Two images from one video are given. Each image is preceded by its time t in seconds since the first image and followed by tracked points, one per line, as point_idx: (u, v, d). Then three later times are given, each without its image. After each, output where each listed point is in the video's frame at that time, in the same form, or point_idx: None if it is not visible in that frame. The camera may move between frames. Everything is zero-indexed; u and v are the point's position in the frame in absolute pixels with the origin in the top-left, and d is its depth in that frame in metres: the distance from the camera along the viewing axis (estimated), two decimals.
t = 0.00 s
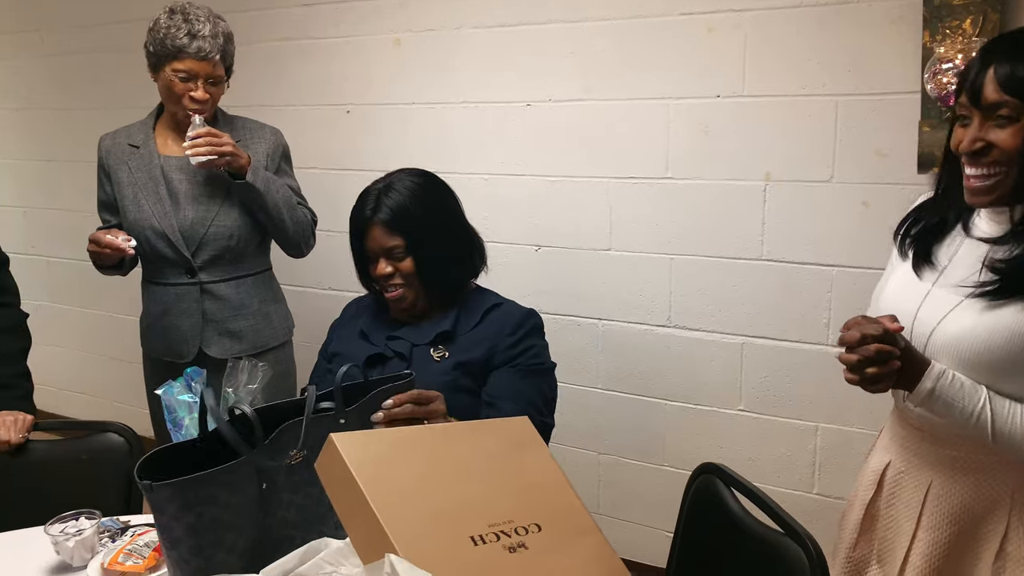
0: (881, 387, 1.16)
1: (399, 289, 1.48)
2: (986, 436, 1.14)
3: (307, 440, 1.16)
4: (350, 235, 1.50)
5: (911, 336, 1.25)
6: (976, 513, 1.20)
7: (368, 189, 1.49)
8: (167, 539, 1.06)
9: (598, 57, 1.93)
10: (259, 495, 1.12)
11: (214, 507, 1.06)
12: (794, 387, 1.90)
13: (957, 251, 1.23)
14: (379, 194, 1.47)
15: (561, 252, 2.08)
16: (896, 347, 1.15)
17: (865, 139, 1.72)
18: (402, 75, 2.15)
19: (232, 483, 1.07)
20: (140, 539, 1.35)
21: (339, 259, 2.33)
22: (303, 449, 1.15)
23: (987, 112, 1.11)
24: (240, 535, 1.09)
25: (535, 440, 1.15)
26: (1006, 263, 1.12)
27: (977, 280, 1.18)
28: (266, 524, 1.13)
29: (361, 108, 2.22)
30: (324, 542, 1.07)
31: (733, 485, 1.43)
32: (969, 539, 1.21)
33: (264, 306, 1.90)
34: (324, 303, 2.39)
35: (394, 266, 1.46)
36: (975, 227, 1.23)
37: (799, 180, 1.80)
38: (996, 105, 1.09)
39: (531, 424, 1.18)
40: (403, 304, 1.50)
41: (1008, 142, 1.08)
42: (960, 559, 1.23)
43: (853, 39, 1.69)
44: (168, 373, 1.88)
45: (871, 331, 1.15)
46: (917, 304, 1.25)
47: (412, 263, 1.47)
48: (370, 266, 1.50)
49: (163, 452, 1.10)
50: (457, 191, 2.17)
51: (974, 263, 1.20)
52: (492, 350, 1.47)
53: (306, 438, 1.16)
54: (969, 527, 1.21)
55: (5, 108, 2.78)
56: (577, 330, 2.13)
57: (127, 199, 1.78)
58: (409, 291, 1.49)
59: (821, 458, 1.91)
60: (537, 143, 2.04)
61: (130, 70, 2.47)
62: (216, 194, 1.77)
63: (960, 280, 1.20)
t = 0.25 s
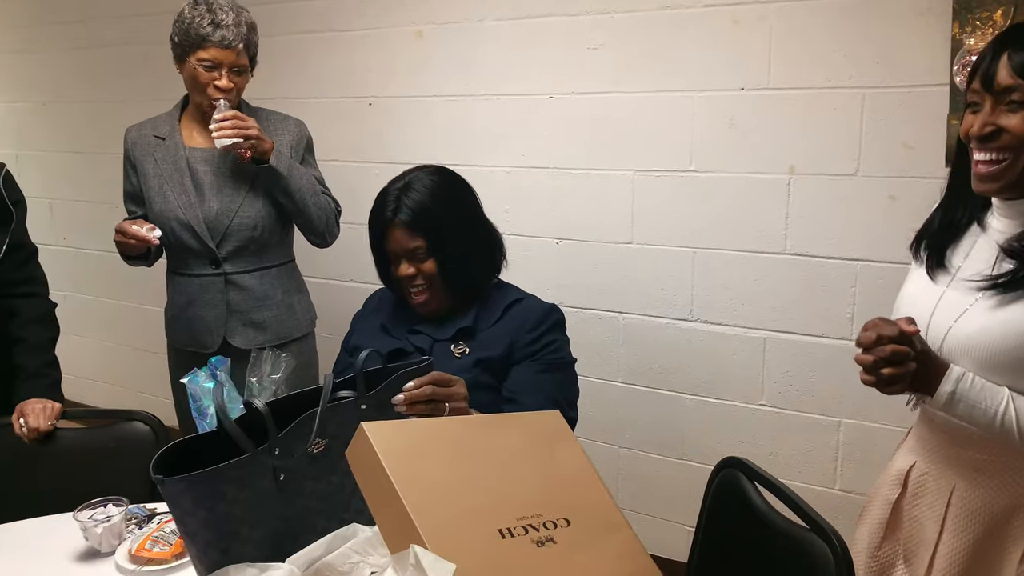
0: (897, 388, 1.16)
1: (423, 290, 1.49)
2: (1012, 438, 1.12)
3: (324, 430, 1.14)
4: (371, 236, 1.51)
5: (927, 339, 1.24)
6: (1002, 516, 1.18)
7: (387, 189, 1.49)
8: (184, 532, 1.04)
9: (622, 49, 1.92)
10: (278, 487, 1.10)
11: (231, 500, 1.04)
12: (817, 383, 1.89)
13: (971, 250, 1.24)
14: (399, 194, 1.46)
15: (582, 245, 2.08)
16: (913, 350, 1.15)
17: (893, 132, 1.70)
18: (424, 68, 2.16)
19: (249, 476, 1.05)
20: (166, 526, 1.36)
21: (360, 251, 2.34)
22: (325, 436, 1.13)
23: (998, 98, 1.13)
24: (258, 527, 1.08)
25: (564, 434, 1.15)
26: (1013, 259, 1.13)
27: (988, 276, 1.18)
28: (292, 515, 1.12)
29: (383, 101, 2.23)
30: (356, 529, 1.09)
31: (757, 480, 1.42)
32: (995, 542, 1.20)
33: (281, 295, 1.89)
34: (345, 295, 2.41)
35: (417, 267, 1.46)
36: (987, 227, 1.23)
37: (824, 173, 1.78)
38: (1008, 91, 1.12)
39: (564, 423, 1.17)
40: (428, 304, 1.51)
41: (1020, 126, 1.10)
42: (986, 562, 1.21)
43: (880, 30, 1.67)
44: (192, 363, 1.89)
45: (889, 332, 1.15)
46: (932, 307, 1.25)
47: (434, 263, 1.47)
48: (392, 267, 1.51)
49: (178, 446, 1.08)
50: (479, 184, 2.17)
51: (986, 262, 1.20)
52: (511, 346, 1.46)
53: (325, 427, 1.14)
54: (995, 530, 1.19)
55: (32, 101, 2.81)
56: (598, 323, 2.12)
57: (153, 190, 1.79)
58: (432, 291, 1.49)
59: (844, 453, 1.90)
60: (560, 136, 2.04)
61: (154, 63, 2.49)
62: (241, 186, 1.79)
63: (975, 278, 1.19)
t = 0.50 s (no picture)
0: (902, 388, 1.23)
1: (442, 294, 1.48)
2: (1016, 440, 1.16)
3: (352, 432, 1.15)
4: (392, 235, 1.50)
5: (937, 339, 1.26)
6: (1007, 518, 1.20)
7: (411, 191, 1.48)
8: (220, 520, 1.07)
9: (642, 51, 1.92)
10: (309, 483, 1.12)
11: (265, 490, 1.07)
12: (839, 386, 1.88)
13: (984, 249, 1.25)
14: (424, 197, 1.46)
15: (601, 247, 2.08)
16: (920, 352, 1.21)
17: (916, 135, 1.69)
18: (444, 70, 2.16)
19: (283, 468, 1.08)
20: (192, 525, 1.38)
21: (380, 252, 2.36)
22: (350, 439, 1.15)
23: (990, 113, 1.15)
24: (288, 521, 1.10)
25: (585, 437, 1.16)
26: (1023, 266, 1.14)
27: (997, 282, 1.19)
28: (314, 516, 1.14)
29: (404, 103, 2.24)
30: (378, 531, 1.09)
31: (778, 484, 1.42)
32: (1001, 544, 1.21)
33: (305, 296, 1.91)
34: (365, 295, 2.42)
35: (438, 270, 1.46)
36: (1003, 226, 1.25)
37: (846, 175, 1.77)
38: (998, 107, 1.13)
39: (580, 422, 1.18)
40: (445, 307, 1.51)
41: (1011, 142, 1.12)
42: (992, 563, 1.23)
43: (905, 32, 1.66)
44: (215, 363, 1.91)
45: (900, 332, 1.21)
46: (941, 307, 1.27)
47: (455, 269, 1.47)
48: (412, 270, 1.50)
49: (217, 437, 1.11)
50: (499, 186, 2.18)
51: (996, 265, 1.21)
52: (531, 359, 1.47)
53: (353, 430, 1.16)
54: (1001, 532, 1.21)
55: (58, 104, 2.85)
56: (617, 325, 2.12)
57: (178, 191, 1.82)
58: (451, 296, 1.49)
59: (865, 457, 1.89)
60: (578, 138, 2.04)
61: (178, 64, 2.52)
62: (263, 188, 1.80)
63: (982, 281, 1.22)
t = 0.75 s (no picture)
0: (916, 410, 1.21)
1: (466, 305, 1.49)
2: None
3: (382, 438, 1.17)
4: (419, 241, 1.51)
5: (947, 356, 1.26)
6: None
7: (441, 198, 1.48)
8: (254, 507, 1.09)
9: (662, 61, 1.92)
10: (339, 482, 1.14)
11: (299, 484, 1.09)
12: (860, 397, 1.87)
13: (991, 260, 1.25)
14: (453, 205, 1.46)
15: (621, 256, 2.08)
16: (932, 372, 1.20)
17: (940, 145, 1.68)
18: (465, 80, 2.18)
19: (318, 463, 1.10)
20: (215, 531, 1.39)
21: (401, 260, 2.37)
22: (375, 447, 1.17)
23: (981, 124, 1.17)
24: (316, 521, 1.12)
25: (606, 448, 1.16)
26: None
27: (1005, 296, 1.19)
28: (337, 521, 1.16)
29: (424, 113, 2.26)
30: (399, 541, 1.09)
31: (799, 496, 1.41)
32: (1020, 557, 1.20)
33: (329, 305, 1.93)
34: (385, 302, 2.44)
35: (463, 280, 1.47)
36: (1005, 236, 1.25)
37: (868, 185, 1.76)
38: (987, 117, 1.15)
39: (600, 432, 1.18)
40: (467, 318, 1.52)
41: (1003, 153, 1.13)
42: None
43: (929, 42, 1.65)
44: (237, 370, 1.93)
45: (911, 352, 1.20)
46: (951, 322, 1.26)
47: (480, 280, 1.47)
48: (438, 278, 1.51)
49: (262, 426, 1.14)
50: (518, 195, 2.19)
51: (1000, 281, 1.21)
52: (555, 372, 1.46)
53: (381, 437, 1.17)
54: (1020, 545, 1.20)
55: (83, 113, 2.89)
56: (637, 334, 2.12)
57: (202, 200, 1.84)
58: (474, 307, 1.49)
59: (888, 469, 1.87)
60: (598, 148, 2.04)
61: (202, 74, 2.55)
62: (286, 197, 1.82)
63: (987, 299, 1.22)
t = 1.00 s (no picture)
0: (930, 432, 1.23)
1: (490, 315, 1.48)
2: None
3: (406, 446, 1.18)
4: (443, 249, 1.50)
5: (964, 374, 1.25)
6: None
7: (470, 207, 1.48)
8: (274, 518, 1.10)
9: (682, 71, 1.92)
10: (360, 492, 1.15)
11: (323, 495, 1.10)
12: (882, 409, 1.85)
13: (1006, 276, 1.24)
14: (481, 214, 1.46)
15: (639, 266, 2.08)
16: (946, 394, 1.21)
17: (963, 157, 1.67)
18: (485, 90, 2.19)
19: (340, 473, 1.11)
20: (237, 539, 1.40)
21: (420, 269, 2.39)
22: (391, 460, 1.17)
23: (988, 138, 1.17)
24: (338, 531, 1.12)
25: (628, 461, 1.16)
26: None
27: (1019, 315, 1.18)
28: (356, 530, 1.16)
29: (444, 122, 2.27)
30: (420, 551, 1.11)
31: (820, 509, 1.40)
32: None
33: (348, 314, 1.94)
34: (404, 311, 2.45)
35: (489, 290, 1.46)
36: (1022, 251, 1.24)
37: (889, 197, 1.75)
38: (993, 131, 1.15)
39: (623, 445, 1.18)
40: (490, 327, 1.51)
41: (1008, 167, 1.13)
42: None
43: (953, 53, 1.64)
44: (258, 378, 1.94)
45: (923, 375, 1.21)
46: (968, 339, 1.25)
47: (505, 291, 1.47)
48: (462, 287, 1.50)
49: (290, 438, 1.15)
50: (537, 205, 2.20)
51: (1015, 297, 1.20)
52: (578, 376, 1.48)
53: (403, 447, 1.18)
54: None
55: (107, 122, 2.93)
56: (656, 344, 2.12)
57: (224, 209, 1.86)
58: (498, 317, 1.49)
59: (910, 482, 1.85)
60: (618, 158, 2.05)
61: (224, 84, 2.58)
62: (306, 207, 1.84)
63: (1003, 317, 1.21)
